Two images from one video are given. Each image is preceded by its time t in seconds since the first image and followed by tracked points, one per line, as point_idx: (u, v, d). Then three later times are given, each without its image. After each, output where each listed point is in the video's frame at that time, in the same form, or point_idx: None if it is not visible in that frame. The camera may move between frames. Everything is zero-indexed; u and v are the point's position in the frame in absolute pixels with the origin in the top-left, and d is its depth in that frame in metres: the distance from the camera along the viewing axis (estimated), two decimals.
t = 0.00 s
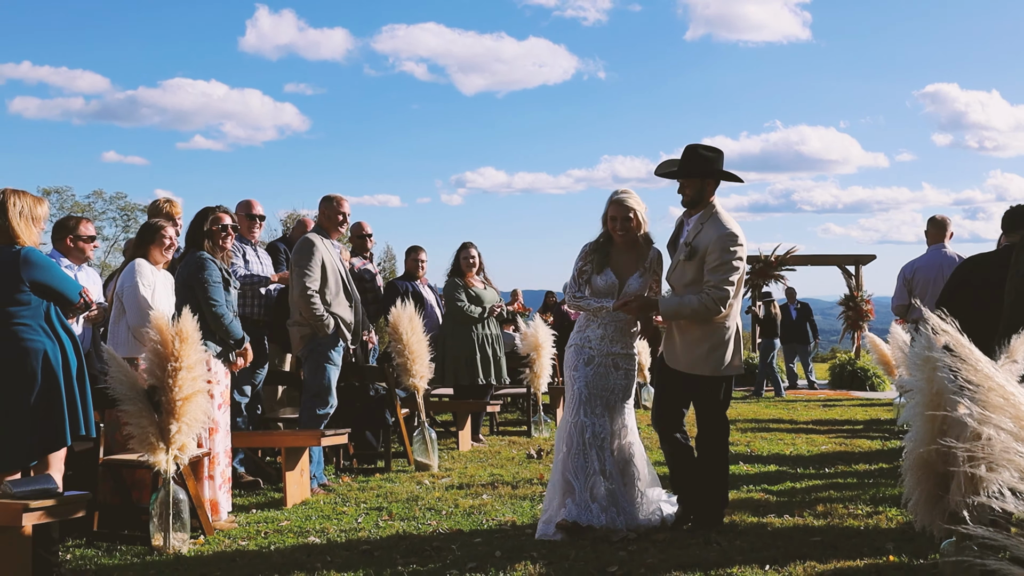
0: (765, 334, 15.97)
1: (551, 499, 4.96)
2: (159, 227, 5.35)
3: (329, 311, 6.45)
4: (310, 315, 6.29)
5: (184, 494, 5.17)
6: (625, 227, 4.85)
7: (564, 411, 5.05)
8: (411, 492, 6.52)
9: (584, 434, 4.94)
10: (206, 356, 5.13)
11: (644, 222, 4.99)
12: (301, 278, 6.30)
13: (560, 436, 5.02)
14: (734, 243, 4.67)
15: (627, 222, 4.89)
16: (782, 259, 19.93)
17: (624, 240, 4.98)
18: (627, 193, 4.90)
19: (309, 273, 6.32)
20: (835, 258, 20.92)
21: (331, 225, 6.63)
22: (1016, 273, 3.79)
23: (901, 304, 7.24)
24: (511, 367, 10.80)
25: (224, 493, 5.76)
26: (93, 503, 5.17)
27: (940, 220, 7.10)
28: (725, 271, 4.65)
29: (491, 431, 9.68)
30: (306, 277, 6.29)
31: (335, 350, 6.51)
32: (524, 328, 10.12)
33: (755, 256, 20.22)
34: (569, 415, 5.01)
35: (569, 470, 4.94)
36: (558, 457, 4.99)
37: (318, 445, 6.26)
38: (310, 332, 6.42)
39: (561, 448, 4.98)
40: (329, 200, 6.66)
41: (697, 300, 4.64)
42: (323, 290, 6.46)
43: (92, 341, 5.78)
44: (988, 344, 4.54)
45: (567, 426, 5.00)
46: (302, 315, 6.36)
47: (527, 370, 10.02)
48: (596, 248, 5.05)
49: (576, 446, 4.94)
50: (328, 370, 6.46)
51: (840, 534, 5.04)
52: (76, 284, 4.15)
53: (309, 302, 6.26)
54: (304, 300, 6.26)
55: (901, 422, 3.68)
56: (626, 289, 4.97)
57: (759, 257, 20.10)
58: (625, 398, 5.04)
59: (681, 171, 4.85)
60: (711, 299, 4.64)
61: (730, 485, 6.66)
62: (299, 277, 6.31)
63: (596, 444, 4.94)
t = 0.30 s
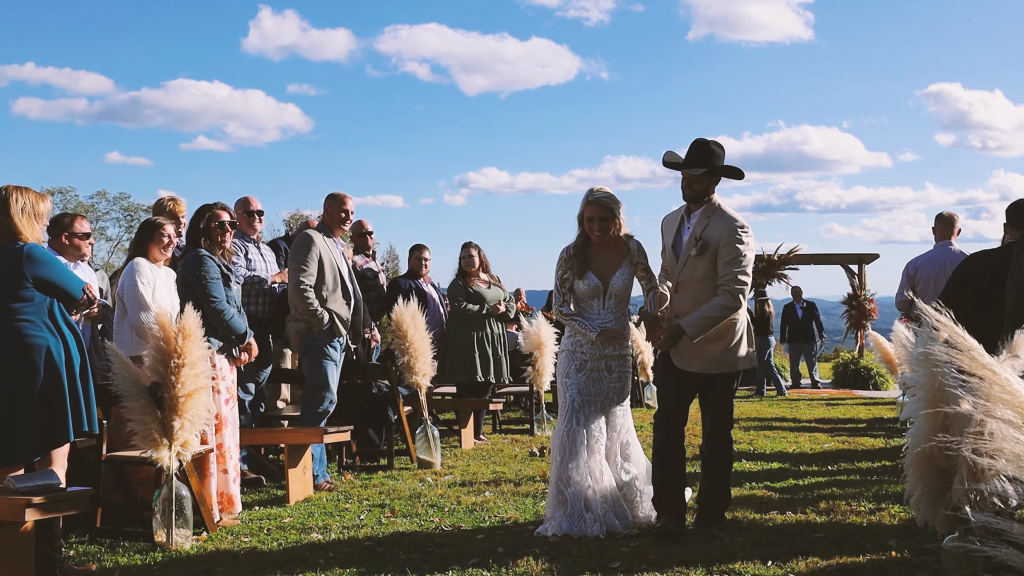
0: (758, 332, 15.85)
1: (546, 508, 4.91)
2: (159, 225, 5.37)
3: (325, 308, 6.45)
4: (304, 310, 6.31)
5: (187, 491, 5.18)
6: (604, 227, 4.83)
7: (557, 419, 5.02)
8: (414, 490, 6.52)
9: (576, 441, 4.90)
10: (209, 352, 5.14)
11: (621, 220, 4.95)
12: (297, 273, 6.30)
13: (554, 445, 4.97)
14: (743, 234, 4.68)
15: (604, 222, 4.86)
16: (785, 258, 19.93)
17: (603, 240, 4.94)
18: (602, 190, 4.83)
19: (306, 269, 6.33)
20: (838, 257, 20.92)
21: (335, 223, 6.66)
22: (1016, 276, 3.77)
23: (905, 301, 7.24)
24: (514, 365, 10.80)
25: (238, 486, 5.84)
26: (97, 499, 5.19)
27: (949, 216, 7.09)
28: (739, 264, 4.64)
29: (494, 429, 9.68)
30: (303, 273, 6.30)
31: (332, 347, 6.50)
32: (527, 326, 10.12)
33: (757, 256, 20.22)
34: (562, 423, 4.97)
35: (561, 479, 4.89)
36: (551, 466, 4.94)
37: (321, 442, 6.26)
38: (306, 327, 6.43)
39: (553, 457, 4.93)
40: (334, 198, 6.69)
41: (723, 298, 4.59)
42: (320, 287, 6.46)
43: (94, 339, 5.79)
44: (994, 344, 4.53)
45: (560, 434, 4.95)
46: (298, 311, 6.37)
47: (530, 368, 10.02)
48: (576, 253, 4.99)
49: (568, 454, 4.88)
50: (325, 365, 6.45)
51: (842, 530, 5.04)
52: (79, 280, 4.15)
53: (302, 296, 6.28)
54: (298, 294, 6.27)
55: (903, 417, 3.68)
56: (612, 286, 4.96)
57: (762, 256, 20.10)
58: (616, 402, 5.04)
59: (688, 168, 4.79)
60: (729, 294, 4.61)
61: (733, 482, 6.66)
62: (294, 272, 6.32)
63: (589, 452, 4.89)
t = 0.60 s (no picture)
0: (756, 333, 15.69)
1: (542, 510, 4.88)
2: (159, 221, 5.40)
3: (324, 303, 6.46)
4: (304, 305, 6.30)
5: (189, 485, 5.19)
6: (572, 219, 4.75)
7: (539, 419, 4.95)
8: (415, 485, 6.54)
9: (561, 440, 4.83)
10: (211, 346, 5.15)
11: (588, 211, 4.87)
12: (296, 270, 6.30)
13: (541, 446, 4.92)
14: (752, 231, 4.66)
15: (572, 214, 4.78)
16: (787, 257, 19.92)
17: (572, 232, 4.87)
18: (568, 180, 4.77)
19: (304, 265, 6.32)
20: (840, 256, 20.92)
21: (331, 218, 6.66)
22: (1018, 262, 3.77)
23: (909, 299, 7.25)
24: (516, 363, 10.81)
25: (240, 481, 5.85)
26: (99, 493, 5.21)
27: (952, 213, 7.08)
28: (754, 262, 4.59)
29: (496, 427, 9.69)
30: (301, 269, 6.30)
31: (331, 342, 6.52)
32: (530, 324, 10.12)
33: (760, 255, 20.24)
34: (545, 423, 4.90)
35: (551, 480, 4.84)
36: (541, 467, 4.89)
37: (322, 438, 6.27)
38: (305, 323, 6.43)
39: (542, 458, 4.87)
40: (330, 191, 6.68)
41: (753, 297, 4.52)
42: (319, 282, 6.47)
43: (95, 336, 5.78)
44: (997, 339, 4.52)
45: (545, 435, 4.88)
46: (298, 307, 6.37)
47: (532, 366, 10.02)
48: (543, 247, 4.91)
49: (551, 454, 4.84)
50: (322, 362, 6.45)
51: (843, 525, 5.04)
52: (82, 275, 4.17)
53: (302, 292, 6.27)
54: (297, 290, 6.27)
55: (904, 411, 3.69)
56: (580, 279, 4.89)
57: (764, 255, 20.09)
58: (602, 397, 4.89)
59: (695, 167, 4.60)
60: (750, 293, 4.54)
61: (734, 479, 6.66)
62: (293, 268, 6.32)
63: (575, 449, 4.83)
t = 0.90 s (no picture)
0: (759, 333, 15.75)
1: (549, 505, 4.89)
2: (158, 219, 5.44)
3: (322, 301, 6.48)
4: (303, 305, 6.32)
5: (190, 480, 5.20)
6: (550, 211, 4.65)
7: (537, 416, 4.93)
8: (416, 482, 6.55)
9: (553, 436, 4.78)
10: (212, 343, 5.16)
11: (570, 203, 4.76)
12: (293, 268, 6.31)
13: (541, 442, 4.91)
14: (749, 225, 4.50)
15: (551, 207, 4.66)
16: (787, 256, 19.94)
17: (553, 226, 4.76)
18: (546, 173, 4.69)
19: (302, 263, 6.33)
20: (840, 256, 20.93)
21: (328, 215, 6.68)
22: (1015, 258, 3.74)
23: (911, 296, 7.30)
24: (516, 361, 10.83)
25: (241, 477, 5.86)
26: (101, 489, 5.23)
27: (952, 210, 7.10)
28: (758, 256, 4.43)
29: (496, 424, 9.70)
30: (298, 267, 6.30)
31: (329, 341, 6.54)
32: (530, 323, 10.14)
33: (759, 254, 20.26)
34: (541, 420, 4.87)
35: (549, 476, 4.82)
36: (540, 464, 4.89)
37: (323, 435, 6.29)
38: (303, 322, 6.44)
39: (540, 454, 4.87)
40: (327, 188, 6.70)
41: (757, 298, 4.38)
42: (317, 281, 6.48)
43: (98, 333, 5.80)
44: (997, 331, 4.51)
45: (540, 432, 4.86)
46: (296, 306, 6.38)
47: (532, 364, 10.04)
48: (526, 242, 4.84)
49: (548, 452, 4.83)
50: (320, 360, 6.47)
51: (842, 521, 5.06)
52: (85, 271, 4.19)
53: (301, 291, 6.29)
54: (295, 288, 6.29)
55: (904, 406, 3.70)
56: (559, 276, 4.75)
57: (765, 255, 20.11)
58: (586, 387, 4.75)
59: (688, 165, 4.36)
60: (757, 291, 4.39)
61: (734, 475, 6.68)
62: (291, 266, 6.33)
63: (564, 444, 4.72)
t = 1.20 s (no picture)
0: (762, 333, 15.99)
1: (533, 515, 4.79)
2: (155, 220, 5.47)
3: (318, 304, 6.50)
4: (299, 307, 6.34)
5: (189, 481, 5.23)
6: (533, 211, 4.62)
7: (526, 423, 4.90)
8: (414, 483, 6.59)
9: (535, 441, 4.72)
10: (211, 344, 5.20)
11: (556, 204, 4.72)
12: (288, 271, 6.33)
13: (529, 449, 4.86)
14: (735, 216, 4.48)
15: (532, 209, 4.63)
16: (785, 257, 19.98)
17: (536, 227, 4.73)
18: (529, 173, 4.66)
19: (298, 266, 6.36)
20: (838, 256, 20.98)
21: (322, 217, 6.70)
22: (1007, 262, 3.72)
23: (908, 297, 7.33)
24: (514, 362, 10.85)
25: (240, 478, 5.89)
26: (101, 489, 5.26)
27: (950, 211, 7.14)
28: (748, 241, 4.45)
29: (495, 425, 9.73)
30: (293, 270, 6.33)
31: (325, 343, 6.57)
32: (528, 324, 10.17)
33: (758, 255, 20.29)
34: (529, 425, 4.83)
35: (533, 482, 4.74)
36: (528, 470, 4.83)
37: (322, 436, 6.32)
38: (299, 325, 6.46)
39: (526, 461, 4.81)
40: (323, 190, 6.73)
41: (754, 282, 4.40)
42: (313, 283, 6.51)
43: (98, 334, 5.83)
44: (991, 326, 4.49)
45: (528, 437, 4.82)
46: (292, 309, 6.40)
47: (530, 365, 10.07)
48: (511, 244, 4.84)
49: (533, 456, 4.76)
50: (316, 362, 6.50)
51: (837, 521, 5.10)
52: (85, 273, 4.21)
53: (297, 294, 6.32)
54: (291, 291, 6.31)
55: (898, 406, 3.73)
56: (541, 281, 4.72)
57: (763, 255, 20.14)
58: (565, 392, 4.66)
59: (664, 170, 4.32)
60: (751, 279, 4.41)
61: (731, 476, 6.71)
62: (287, 269, 6.36)
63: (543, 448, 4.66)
